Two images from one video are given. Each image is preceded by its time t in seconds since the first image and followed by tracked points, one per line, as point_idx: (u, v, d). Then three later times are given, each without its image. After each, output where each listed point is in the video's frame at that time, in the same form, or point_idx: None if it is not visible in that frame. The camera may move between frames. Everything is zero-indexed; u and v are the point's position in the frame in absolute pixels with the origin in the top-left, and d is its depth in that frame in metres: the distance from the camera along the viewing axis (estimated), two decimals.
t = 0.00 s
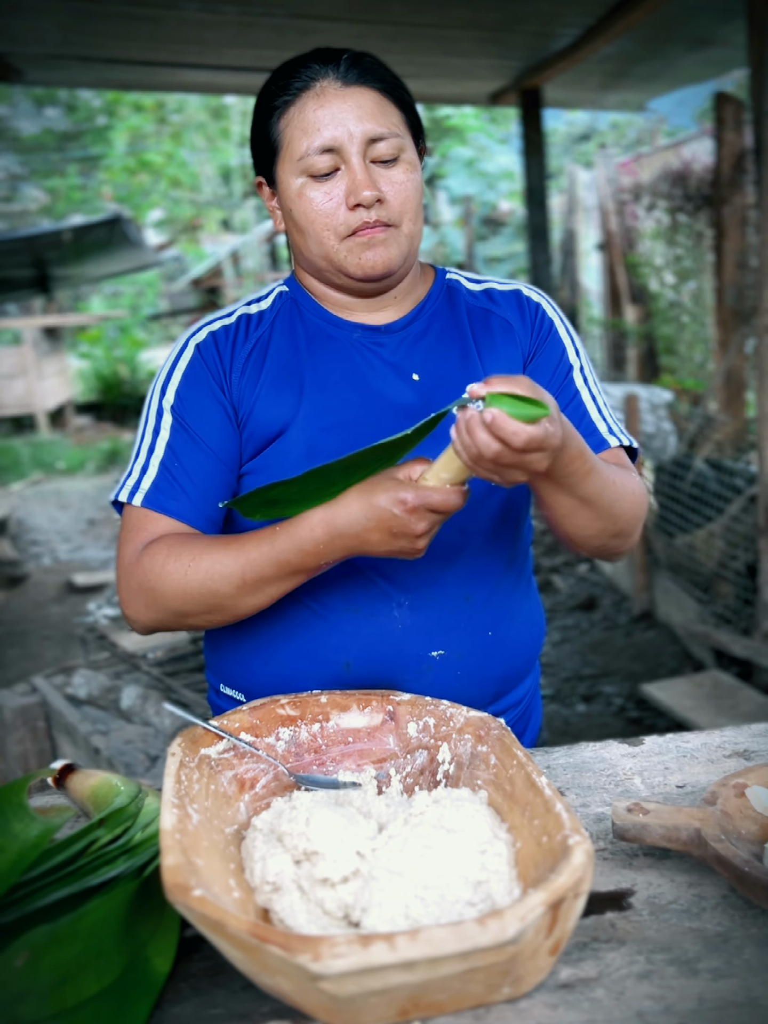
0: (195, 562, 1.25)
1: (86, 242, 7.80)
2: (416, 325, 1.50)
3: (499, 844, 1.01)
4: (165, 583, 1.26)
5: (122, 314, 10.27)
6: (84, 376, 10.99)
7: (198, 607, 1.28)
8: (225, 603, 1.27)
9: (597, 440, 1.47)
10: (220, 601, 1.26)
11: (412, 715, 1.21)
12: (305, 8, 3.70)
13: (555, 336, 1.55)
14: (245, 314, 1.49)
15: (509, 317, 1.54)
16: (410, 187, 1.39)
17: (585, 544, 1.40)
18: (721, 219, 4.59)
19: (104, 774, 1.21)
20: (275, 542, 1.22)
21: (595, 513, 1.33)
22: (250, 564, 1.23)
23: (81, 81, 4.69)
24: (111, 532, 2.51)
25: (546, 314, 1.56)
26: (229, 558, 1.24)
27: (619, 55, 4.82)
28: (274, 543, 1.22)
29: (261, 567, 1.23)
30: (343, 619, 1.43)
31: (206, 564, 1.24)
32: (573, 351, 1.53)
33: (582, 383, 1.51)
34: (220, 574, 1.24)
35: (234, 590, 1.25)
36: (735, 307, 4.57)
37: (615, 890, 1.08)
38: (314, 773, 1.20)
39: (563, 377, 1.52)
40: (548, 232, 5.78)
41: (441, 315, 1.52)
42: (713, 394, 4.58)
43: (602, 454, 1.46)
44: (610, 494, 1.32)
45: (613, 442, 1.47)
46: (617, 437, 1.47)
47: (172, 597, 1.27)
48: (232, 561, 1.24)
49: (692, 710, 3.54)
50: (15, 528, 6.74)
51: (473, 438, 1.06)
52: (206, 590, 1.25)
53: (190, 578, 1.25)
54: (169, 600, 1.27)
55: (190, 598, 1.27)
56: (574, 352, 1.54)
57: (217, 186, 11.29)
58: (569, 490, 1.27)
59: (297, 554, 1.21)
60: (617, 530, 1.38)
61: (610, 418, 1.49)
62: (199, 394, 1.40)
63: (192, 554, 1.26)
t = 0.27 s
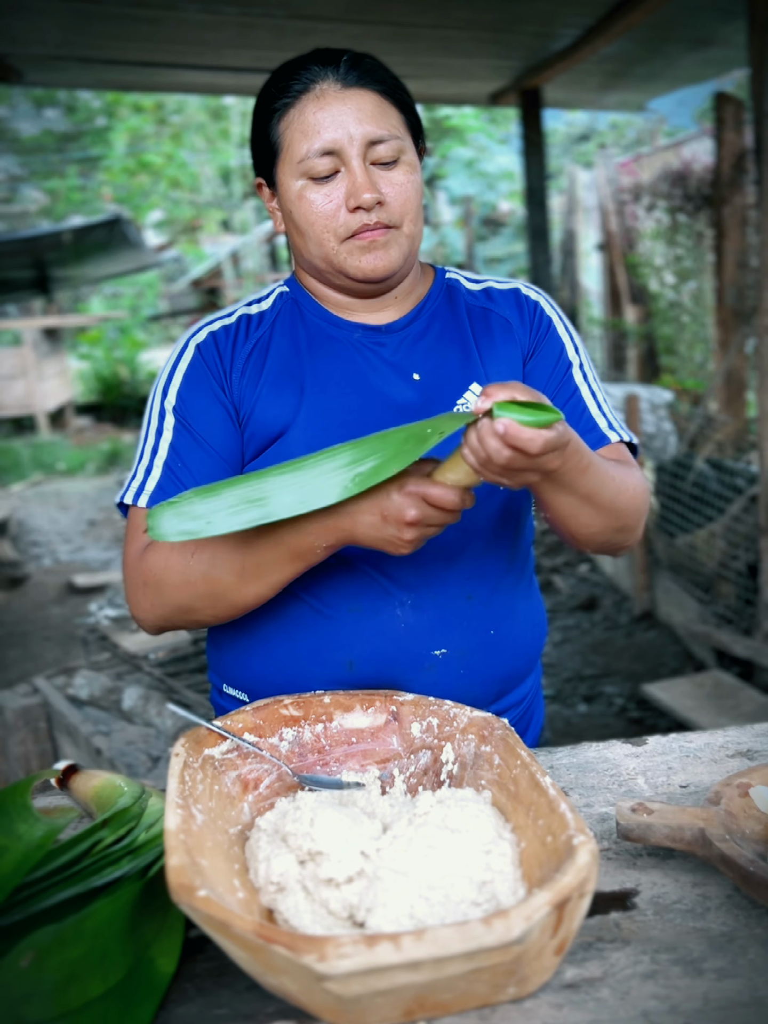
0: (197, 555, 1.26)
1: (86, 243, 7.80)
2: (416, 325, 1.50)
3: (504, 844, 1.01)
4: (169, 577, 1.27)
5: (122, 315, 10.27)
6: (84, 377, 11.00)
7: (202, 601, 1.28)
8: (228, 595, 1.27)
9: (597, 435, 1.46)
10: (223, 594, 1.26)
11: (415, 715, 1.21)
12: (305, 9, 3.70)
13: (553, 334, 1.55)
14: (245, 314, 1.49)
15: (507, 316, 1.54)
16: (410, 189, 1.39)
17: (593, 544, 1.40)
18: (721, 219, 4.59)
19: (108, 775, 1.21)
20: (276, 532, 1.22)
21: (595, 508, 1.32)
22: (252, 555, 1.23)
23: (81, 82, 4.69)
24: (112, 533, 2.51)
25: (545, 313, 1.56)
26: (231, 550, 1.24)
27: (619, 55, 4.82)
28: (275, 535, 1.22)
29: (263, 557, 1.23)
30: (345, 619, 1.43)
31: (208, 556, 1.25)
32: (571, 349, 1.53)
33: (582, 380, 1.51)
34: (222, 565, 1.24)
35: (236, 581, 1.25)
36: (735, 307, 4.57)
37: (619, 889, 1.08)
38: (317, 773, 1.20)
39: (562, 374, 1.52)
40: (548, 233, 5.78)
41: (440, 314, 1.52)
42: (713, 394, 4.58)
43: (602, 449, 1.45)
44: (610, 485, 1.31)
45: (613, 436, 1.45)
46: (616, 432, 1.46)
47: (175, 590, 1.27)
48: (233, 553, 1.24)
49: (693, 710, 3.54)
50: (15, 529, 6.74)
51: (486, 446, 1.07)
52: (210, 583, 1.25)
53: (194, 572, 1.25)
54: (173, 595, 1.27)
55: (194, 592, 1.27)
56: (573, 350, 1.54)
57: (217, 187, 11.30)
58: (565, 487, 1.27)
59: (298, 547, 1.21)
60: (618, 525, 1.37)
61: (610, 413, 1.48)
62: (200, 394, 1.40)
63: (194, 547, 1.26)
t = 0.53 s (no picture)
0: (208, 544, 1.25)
1: (85, 244, 7.80)
2: (415, 324, 1.50)
3: (504, 844, 1.01)
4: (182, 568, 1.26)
5: (121, 316, 10.27)
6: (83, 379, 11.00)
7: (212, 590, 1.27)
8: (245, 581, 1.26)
9: (594, 431, 1.45)
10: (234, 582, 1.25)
11: (416, 715, 1.21)
12: (303, 10, 3.70)
13: (550, 330, 1.55)
14: (245, 312, 1.49)
15: (504, 314, 1.54)
16: (410, 194, 1.39)
17: (589, 538, 1.41)
18: (721, 219, 4.59)
19: (108, 776, 1.21)
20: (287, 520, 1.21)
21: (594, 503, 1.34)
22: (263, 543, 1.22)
23: (80, 82, 4.69)
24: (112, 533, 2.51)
25: (541, 310, 1.56)
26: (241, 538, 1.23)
27: (618, 55, 4.83)
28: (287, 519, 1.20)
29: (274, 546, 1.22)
30: (345, 618, 1.43)
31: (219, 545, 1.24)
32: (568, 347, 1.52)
33: (579, 375, 1.50)
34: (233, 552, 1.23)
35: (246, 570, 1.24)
36: (735, 308, 4.56)
37: (619, 889, 1.08)
38: (318, 773, 1.20)
39: (559, 369, 1.51)
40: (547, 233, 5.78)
41: (438, 313, 1.53)
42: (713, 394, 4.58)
43: (599, 444, 1.45)
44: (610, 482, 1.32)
45: (610, 432, 1.45)
46: (614, 428, 1.46)
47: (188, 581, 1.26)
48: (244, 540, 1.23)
49: (693, 710, 3.53)
50: (15, 530, 6.74)
51: (503, 446, 1.10)
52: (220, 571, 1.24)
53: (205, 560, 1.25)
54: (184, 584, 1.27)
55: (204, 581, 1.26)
56: (570, 346, 1.53)
57: (216, 188, 11.32)
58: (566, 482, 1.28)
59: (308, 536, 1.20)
60: (615, 518, 1.38)
61: (607, 408, 1.47)
62: (202, 390, 1.40)
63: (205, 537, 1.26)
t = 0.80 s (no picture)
0: (224, 543, 1.25)
1: (83, 244, 7.79)
2: (413, 325, 1.50)
3: (499, 844, 1.01)
4: (199, 563, 1.26)
5: (120, 318, 10.27)
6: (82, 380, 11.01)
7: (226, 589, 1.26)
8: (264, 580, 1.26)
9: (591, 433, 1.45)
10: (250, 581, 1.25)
11: (412, 715, 1.21)
12: (300, 11, 3.70)
13: (546, 331, 1.55)
14: (245, 310, 1.49)
15: (501, 315, 1.54)
16: (410, 198, 1.39)
17: (588, 542, 1.41)
18: (719, 219, 4.59)
19: (104, 777, 1.21)
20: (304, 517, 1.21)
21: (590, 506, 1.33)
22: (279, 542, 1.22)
23: (78, 84, 4.69)
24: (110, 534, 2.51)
25: (538, 311, 1.56)
26: (258, 536, 1.23)
27: (616, 55, 4.82)
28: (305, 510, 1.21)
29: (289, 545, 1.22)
30: (342, 618, 1.43)
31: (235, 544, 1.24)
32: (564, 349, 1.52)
33: (575, 376, 1.50)
34: (253, 547, 1.23)
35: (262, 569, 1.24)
36: (733, 307, 4.55)
37: (614, 889, 1.08)
38: (314, 774, 1.20)
39: (556, 370, 1.52)
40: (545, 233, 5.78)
41: (435, 314, 1.53)
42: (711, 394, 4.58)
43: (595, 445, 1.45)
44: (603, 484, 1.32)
45: (607, 433, 1.45)
46: (611, 429, 1.46)
47: (205, 578, 1.26)
48: (260, 538, 1.23)
49: (691, 710, 3.54)
50: (13, 531, 6.74)
51: (508, 450, 1.09)
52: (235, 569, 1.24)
53: (220, 558, 1.25)
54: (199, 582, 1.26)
55: (219, 579, 1.25)
56: (566, 348, 1.54)
57: (214, 189, 11.33)
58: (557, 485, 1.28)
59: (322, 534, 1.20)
60: (614, 524, 1.38)
61: (603, 410, 1.48)
62: (206, 387, 1.40)
63: (220, 536, 1.26)
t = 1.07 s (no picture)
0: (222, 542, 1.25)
1: (82, 245, 7.80)
2: (409, 327, 1.50)
3: (494, 844, 1.01)
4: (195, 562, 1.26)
5: (119, 319, 10.27)
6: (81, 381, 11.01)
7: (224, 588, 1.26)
8: (259, 579, 1.26)
9: (584, 443, 1.45)
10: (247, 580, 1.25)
11: (407, 715, 1.22)
12: (298, 13, 3.71)
13: (543, 339, 1.55)
14: (243, 310, 1.49)
15: (499, 318, 1.55)
16: (410, 196, 1.40)
17: (575, 557, 1.40)
18: (716, 220, 4.59)
19: (99, 778, 1.21)
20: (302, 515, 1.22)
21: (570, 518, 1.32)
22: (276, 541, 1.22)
23: (77, 85, 4.69)
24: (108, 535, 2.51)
25: (536, 317, 1.57)
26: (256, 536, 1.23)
27: (613, 56, 4.83)
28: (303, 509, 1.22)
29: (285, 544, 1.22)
30: (338, 618, 1.43)
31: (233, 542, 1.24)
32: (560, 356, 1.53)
33: (570, 387, 1.51)
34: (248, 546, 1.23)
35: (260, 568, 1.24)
36: (730, 307, 4.56)
37: (609, 889, 1.08)
38: (309, 774, 1.20)
39: (551, 379, 1.52)
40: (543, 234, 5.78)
41: (432, 315, 1.53)
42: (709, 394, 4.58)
43: (586, 457, 1.45)
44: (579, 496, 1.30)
45: (599, 444, 1.46)
46: (602, 440, 1.46)
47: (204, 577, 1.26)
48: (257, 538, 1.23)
49: (689, 710, 3.54)
50: (12, 532, 6.74)
51: (489, 456, 1.08)
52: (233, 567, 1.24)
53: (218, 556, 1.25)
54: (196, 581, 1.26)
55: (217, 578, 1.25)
56: (562, 357, 1.54)
57: (213, 190, 11.35)
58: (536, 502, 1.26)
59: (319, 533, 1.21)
60: (600, 538, 1.38)
61: (597, 420, 1.48)
62: (204, 386, 1.40)
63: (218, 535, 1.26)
